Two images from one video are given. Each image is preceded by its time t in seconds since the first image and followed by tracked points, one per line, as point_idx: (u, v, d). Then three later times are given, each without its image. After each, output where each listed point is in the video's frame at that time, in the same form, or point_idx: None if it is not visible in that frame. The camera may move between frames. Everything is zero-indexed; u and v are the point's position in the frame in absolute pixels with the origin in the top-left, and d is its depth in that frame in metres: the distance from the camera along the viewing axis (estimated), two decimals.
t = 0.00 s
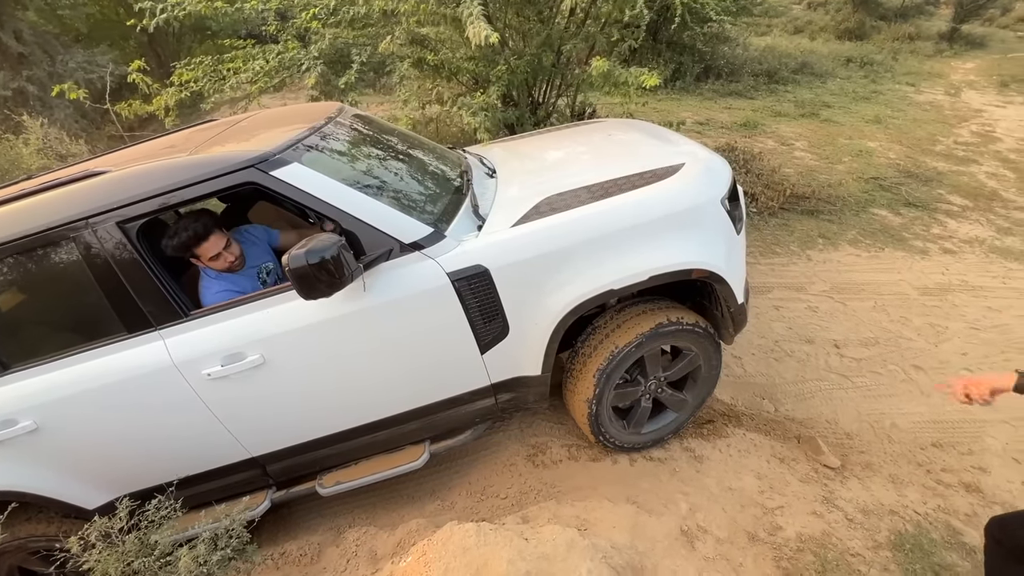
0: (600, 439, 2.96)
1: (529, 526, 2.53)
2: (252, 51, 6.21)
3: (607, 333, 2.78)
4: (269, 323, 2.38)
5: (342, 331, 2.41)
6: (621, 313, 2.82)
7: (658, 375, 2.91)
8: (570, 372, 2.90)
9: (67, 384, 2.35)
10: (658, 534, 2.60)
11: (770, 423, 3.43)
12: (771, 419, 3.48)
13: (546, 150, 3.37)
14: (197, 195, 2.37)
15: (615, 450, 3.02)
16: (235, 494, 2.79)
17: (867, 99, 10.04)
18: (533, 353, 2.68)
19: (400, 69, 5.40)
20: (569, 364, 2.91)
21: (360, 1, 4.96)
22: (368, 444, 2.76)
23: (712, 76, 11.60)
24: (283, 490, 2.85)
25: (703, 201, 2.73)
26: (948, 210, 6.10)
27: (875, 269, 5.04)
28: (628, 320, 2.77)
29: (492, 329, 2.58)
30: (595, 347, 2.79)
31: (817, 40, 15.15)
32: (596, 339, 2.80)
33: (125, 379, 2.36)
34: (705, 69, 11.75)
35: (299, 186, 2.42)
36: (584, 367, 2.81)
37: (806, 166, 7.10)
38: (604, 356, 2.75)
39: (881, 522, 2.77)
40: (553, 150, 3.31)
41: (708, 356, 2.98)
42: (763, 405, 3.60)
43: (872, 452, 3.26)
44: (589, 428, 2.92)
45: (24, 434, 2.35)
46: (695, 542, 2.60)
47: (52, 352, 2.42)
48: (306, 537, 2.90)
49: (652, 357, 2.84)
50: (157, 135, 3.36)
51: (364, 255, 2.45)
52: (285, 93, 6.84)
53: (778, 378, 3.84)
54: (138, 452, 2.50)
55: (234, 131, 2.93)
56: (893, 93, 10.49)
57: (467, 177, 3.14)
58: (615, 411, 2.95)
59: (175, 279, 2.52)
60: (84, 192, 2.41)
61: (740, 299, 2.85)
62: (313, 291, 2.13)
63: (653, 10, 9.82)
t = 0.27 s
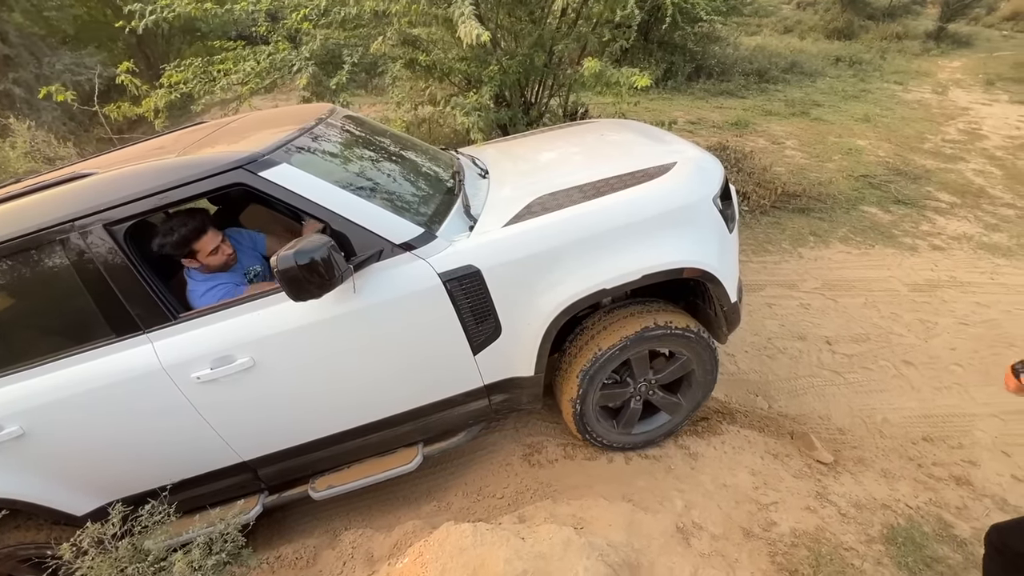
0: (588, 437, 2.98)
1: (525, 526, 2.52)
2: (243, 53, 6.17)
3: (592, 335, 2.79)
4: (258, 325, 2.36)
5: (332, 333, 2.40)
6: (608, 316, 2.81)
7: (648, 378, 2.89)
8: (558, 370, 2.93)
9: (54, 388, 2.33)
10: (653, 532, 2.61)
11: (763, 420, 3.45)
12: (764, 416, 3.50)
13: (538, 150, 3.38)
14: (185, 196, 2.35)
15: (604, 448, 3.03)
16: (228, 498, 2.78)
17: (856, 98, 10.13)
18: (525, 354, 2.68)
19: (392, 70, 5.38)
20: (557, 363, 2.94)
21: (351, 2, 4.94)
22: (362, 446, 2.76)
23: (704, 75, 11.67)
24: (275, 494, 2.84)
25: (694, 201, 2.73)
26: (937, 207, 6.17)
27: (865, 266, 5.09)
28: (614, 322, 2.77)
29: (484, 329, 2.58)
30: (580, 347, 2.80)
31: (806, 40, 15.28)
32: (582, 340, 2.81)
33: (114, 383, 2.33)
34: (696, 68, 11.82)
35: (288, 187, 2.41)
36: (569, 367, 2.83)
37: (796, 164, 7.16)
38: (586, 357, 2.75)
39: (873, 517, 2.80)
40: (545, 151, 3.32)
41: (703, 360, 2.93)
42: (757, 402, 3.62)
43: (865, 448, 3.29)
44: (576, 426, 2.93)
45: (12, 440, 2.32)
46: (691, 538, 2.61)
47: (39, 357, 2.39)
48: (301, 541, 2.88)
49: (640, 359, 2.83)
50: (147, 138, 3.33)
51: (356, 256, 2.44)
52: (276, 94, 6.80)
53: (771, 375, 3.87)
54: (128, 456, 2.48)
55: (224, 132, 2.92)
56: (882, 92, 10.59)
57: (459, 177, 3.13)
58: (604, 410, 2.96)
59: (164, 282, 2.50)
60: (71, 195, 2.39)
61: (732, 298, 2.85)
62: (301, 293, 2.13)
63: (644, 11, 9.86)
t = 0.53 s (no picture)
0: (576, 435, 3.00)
1: (520, 526, 2.53)
2: (230, 54, 6.12)
3: (577, 335, 2.80)
4: (246, 329, 2.35)
5: (321, 336, 2.38)
6: (596, 316, 2.82)
7: (636, 379, 2.88)
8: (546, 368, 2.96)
9: (38, 395, 2.29)
10: (648, 530, 2.63)
11: (755, 417, 3.48)
12: (756, 412, 3.53)
13: (528, 151, 3.38)
14: (171, 199, 2.33)
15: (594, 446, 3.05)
16: (217, 504, 2.75)
17: (842, 97, 10.26)
18: (517, 355, 2.68)
19: (381, 72, 5.36)
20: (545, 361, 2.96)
21: (339, 3, 4.92)
22: (353, 450, 2.74)
23: (692, 75, 11.75)
24: (266, 499, 2.82)
25: (682, 200, 2.74)
26: (922, 204, 6.27)
27: (853, 263, 5.15)
28: (599, 324, 2.77)
29: (475, 331, 2.58)
30: (565, 348, 2.81)
31: (793, 39, 15.45)
32: (567, 340, 2.83)
33: (99, 389, 2.30)
34: (685, 68, 11.90)
35: (276, 189, 2.39)
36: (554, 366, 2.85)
37: (784, 163, 7.23)
38: (568, 359, 2.77)
39: (864, 510, 2.84)
40: (536, 152, 3.33)
41: (693, 364, 2.90)
42: (748, 399, 3.65)
43: (854, 442, 3.33)
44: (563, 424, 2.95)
45: None
46: (685, 535, 2.63)
47: (23, 363, 2.36)
48: (294, 546, 2.86)
49: (626, 361, 2.82)
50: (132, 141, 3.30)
51: (345, 258, 2.43)
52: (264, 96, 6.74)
53: (762, 372, 3.90)
54: (115, 463, 2.45)
55: (211, 134, 2.89)
56: (867, 91, 10.73)
57: (450, 178, 3.13)
58: (592, 409, 2.97)
59: (150, 286, 2.47)
60: (55, 199, 2.36)
61: (722, 297, 2.86)
62: (287, 296, 2.12)
63: (632, 11, 9.91)
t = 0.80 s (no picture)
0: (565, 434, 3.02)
1: (514, 527, 2.53)
2: (215, 56, 6.04)
3: (564, 336, 2.82)
4: (234, 334, 2.32)
5: (311, 341, 2.36)
6: (584, 317, 2.83)
7: (624, 381, 2.89)
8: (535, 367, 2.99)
9: (22, 404, 2.25)
10: (642, 528, 2.65)
11: (745, 413, 3.51)
12: (747, 409, 3.56)
13: (518, 153, 3.39)
14: (155, 204, 2.29)
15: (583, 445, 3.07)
16: (207, 512, 2.72)
17: (826, 96, 10.40)
18: (508, 357, 2.68)
19: (368, 73, 5.33)
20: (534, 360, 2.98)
21: (325, 4, 4.88)
22: (345, 455, 2.73)
23: (679, 75, 11.84)
24: (256, 506, 2.79)
25: (672, 200, 2.75)
26: (905, 201, 6.37)
27: (839, 260, 5.22)
28: (585, 326, 2.78)
29: (466, 333, 2.57)
30: (552, 347, 2.84)
31: (777, 39, 15.63)
32: (555, 341, 2.85)
33: (83, 397, 2.26)
34: (672, 68, 11.99)
35: (264, 193, 2.37)
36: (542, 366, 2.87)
37: (771, 162, 7.31)
38: (554, 358, 2.79)
39: (853, 504, 2.88)
40: (525, 153, 3.33)
41: (682, 368, 2.89)
42: (739, 396, 3.68)
43: (843, 437, 3.37)
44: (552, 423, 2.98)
45: None
46: (678, 532, 2.65)
47: (5, 372, 2.31)
48: (287, 552, 2.83)
49: (614, 363, 2.83)
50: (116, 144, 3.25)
51: (334, 262, 2.41)
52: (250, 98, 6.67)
53: (752, 369, 3.94)
54: (101, 472, 2.41)
55: (196, 137, 2.86)
56: (850, 90, 10.89)
57: (440, 180, 3.12)
58: (582, 409, 2.99)
59: (136, 292, 2.44)
60: (36, 204, 2.32)
61: (713, 296, 2.87)
62: (276, 300, 2.10)
63: (619, 12, 9.96)
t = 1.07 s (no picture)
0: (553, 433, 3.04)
1: (506, 530, 2.53)
2: (196, 59, 5.96)
3: (548, 336, 2.85)
4: (218, 342, 2.29)
5: (297, 348, 2.34)
6: (569, 318, 2.85)
7: (608, 383, 2.89)
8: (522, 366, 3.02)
9: None
10: (633, 527, 2.67)
11: (733, 410, 3.55)
12: (735, 406, 3.60)
13: (505, 155, 3.39)
14: (135, 211, 2.26)
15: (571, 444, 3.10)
16: (194, 524, 2.68)
17: (807, 95, 10.56)
18: (497, 360, 2.68)
19: (353, 76, 5.29)
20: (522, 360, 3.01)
21: (308, 7, 4.84)
22: (333, 462, 2.70)
23: (664, 76, 11.95)
24: (244, 516, 2.76)
25: (656, 202, 2.77)
26: (885, 198, 6.50)
27: (822, 257, 5.31)
28: (568, 328, 2.80)
29: (454, 337, 2.57)
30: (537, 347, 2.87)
31: (759, 40, 15.85)
32: (540, 341, 2.88)
33: (64, 409, 2.22)
34: (656, 69, 12.09)
35: (247, 199, 2.34)
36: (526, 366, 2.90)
37: (755, 161, 7.40)
38: (538, 359, 2.81)
39: (840, 497, 2.92)
40: (512, 156, 3.34)
41: (667, 373, 2.87)
42: (727, 393, 3.72)
43: (829, 431, 3.42)
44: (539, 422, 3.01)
45: None
46: (669, 530, 2.68)
47: None
48: (277, 562, 2.80)
49: (598, 365, 2.84)
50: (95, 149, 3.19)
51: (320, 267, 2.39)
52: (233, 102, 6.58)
53: (739, 366, 3.99)
54: (82, 485, 2.36)
55: (178, 142, 2.82)
56: (830, 89, 11.08)
57: (426, 182, 3.12)
58: (568, 408, 3.01)
59: (116, 300, 2.39)
60: (12, 212, 2.27)
61: (699, 297, 2.89)
62: (260, 308, 2.08)
63: (603, 13, 10.02)
